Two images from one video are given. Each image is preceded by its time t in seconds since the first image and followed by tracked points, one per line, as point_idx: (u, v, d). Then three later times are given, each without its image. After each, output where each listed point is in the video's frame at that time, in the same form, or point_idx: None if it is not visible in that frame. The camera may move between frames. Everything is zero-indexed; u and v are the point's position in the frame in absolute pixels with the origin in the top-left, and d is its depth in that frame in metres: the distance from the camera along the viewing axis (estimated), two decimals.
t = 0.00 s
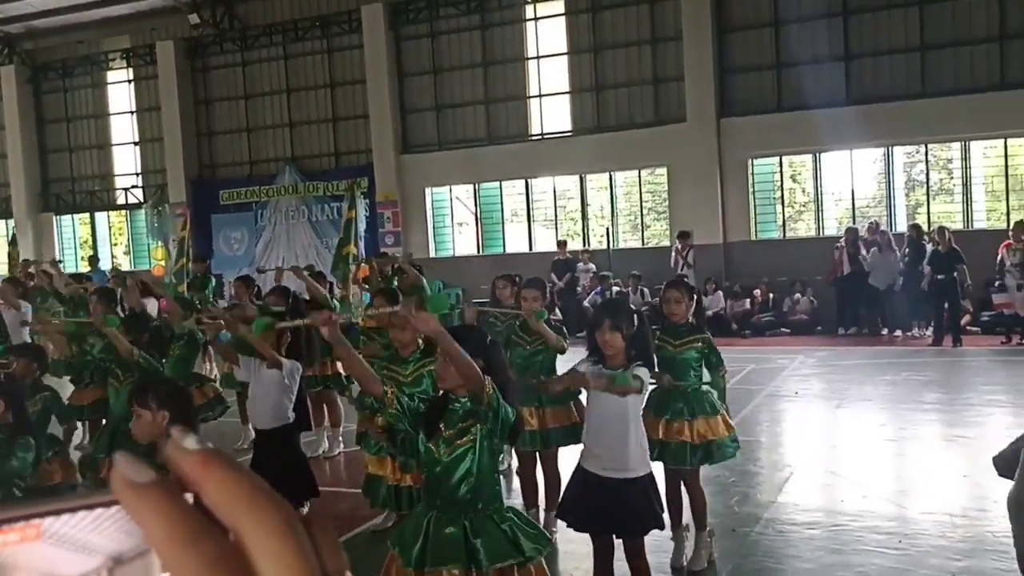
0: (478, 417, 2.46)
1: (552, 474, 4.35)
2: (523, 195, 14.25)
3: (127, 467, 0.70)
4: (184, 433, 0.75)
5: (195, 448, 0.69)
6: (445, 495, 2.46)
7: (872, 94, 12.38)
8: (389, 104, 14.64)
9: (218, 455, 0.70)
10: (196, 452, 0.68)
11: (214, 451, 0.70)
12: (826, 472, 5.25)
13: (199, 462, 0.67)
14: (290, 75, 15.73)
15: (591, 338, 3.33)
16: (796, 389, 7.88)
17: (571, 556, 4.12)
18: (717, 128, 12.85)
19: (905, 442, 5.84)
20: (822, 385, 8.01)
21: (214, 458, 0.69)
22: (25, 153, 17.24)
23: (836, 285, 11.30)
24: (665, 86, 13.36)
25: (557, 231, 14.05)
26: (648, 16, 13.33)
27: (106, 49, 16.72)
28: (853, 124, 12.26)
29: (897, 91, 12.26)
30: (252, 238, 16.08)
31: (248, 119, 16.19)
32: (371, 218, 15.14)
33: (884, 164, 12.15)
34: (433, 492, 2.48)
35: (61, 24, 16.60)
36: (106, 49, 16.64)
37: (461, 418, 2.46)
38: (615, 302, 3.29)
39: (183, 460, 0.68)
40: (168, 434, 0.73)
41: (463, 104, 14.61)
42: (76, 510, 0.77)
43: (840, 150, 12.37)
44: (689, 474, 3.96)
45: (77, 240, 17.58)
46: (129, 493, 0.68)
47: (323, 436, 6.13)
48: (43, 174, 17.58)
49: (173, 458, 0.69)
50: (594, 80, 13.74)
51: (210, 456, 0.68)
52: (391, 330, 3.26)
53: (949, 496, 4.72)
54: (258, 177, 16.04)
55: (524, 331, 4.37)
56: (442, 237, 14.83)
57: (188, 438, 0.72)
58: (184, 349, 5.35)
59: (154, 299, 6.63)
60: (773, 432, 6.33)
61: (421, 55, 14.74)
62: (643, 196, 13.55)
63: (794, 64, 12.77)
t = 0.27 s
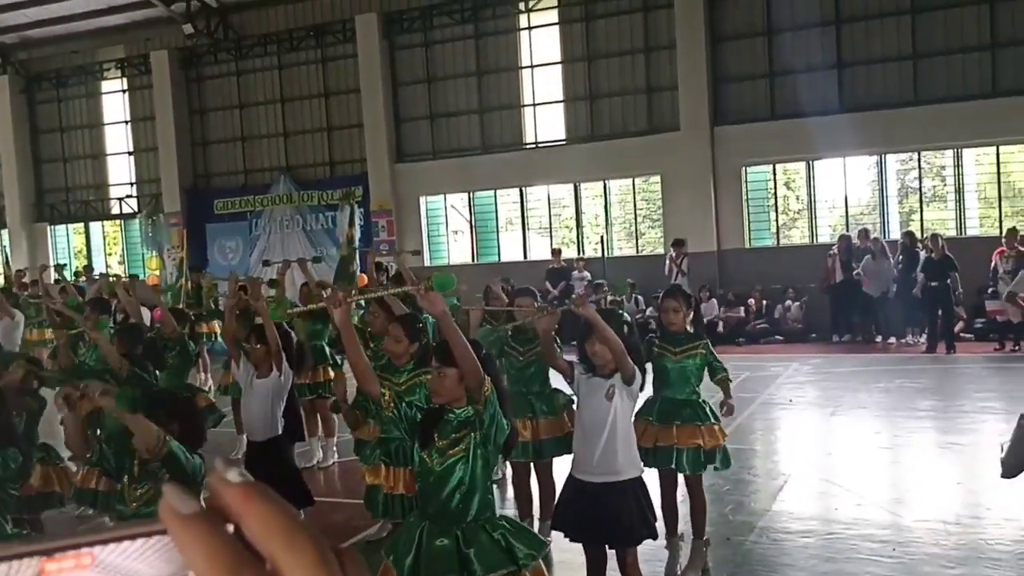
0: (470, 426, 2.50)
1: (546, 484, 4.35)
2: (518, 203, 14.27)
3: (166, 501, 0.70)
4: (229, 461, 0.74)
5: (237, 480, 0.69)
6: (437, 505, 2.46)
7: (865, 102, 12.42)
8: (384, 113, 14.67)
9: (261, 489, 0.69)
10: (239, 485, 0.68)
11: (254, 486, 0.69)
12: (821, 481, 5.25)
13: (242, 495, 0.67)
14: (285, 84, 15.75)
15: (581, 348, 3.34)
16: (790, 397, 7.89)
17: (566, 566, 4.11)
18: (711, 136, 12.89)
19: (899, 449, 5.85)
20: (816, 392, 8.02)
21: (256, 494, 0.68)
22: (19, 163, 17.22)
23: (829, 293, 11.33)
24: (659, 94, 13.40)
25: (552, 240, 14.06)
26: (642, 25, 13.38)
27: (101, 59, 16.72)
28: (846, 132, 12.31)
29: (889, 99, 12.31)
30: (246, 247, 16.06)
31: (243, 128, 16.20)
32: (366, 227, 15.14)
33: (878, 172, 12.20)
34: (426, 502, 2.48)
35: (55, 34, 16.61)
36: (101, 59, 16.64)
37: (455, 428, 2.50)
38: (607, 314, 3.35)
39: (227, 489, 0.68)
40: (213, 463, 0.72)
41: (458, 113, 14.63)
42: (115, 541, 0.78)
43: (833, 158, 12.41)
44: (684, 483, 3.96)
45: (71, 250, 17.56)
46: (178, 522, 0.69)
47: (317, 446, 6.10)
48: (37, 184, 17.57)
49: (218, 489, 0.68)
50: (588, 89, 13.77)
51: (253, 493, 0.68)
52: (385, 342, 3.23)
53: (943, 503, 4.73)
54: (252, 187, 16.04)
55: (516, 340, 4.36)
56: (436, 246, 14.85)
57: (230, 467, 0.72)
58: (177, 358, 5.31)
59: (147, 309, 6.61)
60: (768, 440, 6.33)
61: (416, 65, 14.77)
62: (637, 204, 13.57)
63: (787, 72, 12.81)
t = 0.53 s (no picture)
0: (466, 438, 2.50)
1: (540, 494, 4.35)
2: (512, 213, 14.30)
3: (124, 508, 0.71)
4: (192, 464, 0.76)
5: (200, 482, 0.70)
6: (429, 517, 2.47)
7: (857, 111, 12.49)
8: (378, 124, 14.70)
9: (222, 492, 0.71)
10: (201, 489, 0.69)
11: (216, 489, 0.70)
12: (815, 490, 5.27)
13: (203, 501, 0.68)
14: (279, 96, 15.78)
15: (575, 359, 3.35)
16: (784, 406, 7.91)
17: None
18: (703, 146, 12.94)
19: (892, 458, 5.87)
20: (810, 401, 8.04)
21: (220, 499, 0.69)
22: (13, 175, 17.21)
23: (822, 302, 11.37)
24: (652, 104, 13.45)
25: (546, 249, 14.08)
26: (634, 36, 13.43)
27: (95, 71, 16.73)
28: (838, 142, 12.36)
29: (881, 109, 12.38)
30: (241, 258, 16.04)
31: (237, 139, 16.22)
32: (360, 237, 15.15)
33: (870, 181, 12.25)
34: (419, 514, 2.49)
35: (49, 46, 16.63)
36: (94, 71, 16.63)
37: (450, 440, 2.50)
38: (600, 324, 3.33)
39: (188, 493, 0.69)
40: (175, 466, 0.74)
41: (452, 124, 14.66)
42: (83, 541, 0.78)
43: (826, 168, 12.47)
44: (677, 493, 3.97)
45: (65, 261, 17.54)
46: (133, 529, 0.70)
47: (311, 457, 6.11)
48: (30, 195, 17.56)
49: (178, 492, 0.70)
50: (581, 99, 13.82)
51: (216, 498, 0.69)
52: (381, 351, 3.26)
53: (936, 512, 4.74)
54: (246, 198, 16.05)
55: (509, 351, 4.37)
56: (431, 256, 14.86)
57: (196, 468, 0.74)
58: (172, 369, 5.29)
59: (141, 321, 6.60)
60: (762, 449, 6.35)
61: (410, 76, 14.81)
62: (631, 214, 13.61)
63: (779, 82, 12.87)
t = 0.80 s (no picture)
0: (463, 454, 2.50)
1: (535, 506, 4.34)
2: (506, 224, 14.31)
3: None
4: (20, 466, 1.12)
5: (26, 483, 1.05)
6: (424, 532, 2.47)
7: (849, 121, 12.54)
8: (371, 136, 14.72)
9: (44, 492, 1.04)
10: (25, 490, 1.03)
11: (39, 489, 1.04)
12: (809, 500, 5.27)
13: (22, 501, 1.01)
14: (272, 108, 15.80)
15: (564, 369, 3.30)
16: (778, 416, 7.91)
17: None
18: (696, 156, 12.98)
19: (886, 467, 5.88)
20: (804, 411, 8.05)
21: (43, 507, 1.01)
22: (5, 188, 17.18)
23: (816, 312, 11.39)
24: (644, 115, 13.49)
25: (540, 260, 14.09)
26: (627, 47, 13.47)
27: (88, 83, 16.73)
28: (830, 152, 12.42)
29: (872, 120, 12.43)
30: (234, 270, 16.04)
31: (230, 151, 16.22)
32: (354, 249, 15.14)
33: (862, 191, 12.30)
34: (414, 529, 2.50)
35: (42, 58, 16.63)
36: (87, 83, 16.63)
37: (446, 455, 2.50)
38: (590, 333, 3.28)
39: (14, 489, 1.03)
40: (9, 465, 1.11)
41: (445, 135, 14.69)
42: None
43: (818, 178, 12.51)
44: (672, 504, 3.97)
45: (58, 274, 17.49)
46: None
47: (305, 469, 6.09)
48: (23, 208, 17.52)
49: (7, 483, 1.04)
50: (574, 111, 13.86)
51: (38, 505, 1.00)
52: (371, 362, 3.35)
53: (932, 522, 4.74)
54: (239, 210, 16.04)
55: (503, 363, 4.37)
56: (424, 267, 14.85)
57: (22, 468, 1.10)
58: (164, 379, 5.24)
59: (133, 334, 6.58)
60: (757, 459, 6.35)
61: (403, 88, 14.84)
62: (625, 225, 13.62)
63: (771, 93, 12.93)
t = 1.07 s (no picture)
0: (459, 463, 2.49)
1: (533, 511, 4.33)
2: (503, 229, 14.32)
3: None
4: None
5: None
6: (422, 541, 2.47)
7: (845, 126, 12.57)
8: (369, 140, 14.73)
9: None
10: None
11: None
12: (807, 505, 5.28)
13: None
14: (270, 112, 15.81)
15: (562, 374, 3.31)
16: (776, 420, 7.91)
17: None
18: (694, 161, 13.00)
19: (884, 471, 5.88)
20: (802, 415, 8.05)
21: None
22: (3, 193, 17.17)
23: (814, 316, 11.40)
24: (642, 120, 13.52)
25: (538, 264, 14.09)
26: (624, 51, 13.49)
27: (86, 88, 16.73)
28: (827, 156, 12.44)
29: (869, 124, 12.46)
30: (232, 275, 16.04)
31: (228, 156, 16.22)
32: (351, 253, 15.14)
33: (859, 195, 12.32)
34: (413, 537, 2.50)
35: (39, 64, 16.63)
36: (85, 88, 16.64)
37: (442, 463, 2.49)
38: (586, 338, 3.29)
39: None
40: None
41: (443, 140, 14.70)
42: None
43: (815, 182, 12.54)
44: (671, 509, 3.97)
45: (55, 279, 17.46)
46: None
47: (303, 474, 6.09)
48: (20, 213, 17.51)
49: None
50: (572, 115, 13.87)
51: None
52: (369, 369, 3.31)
53: (930, 525, 4.74)
54: (237, 215, 16.04)
55: (501, 368, 4.37)
56: (422, 271, 14.84)
57: None
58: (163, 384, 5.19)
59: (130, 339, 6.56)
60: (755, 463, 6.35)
61: (401, 92, 14.86)
62: (622, 229, 13.63)
63: (768, 98, 12.95)
